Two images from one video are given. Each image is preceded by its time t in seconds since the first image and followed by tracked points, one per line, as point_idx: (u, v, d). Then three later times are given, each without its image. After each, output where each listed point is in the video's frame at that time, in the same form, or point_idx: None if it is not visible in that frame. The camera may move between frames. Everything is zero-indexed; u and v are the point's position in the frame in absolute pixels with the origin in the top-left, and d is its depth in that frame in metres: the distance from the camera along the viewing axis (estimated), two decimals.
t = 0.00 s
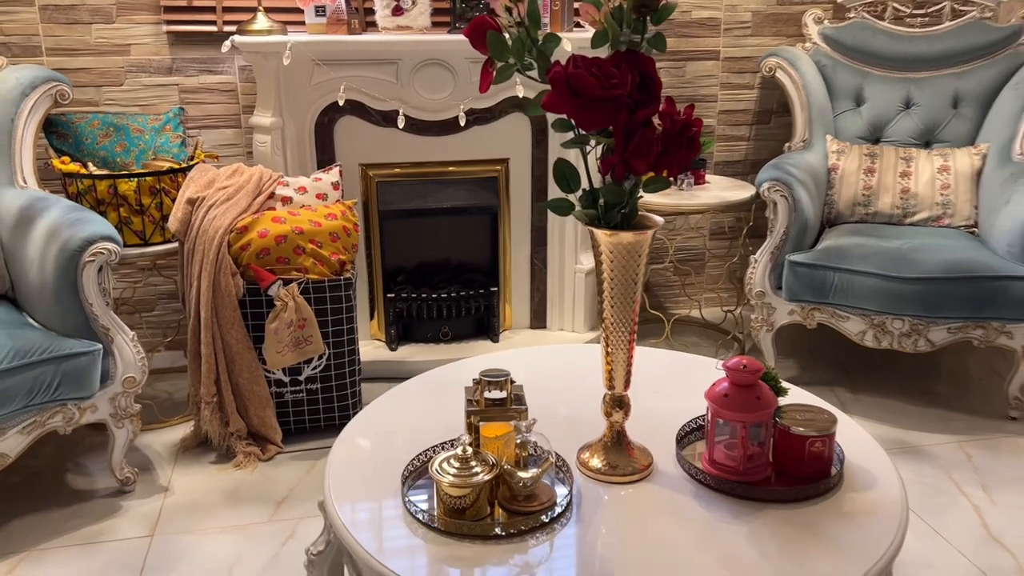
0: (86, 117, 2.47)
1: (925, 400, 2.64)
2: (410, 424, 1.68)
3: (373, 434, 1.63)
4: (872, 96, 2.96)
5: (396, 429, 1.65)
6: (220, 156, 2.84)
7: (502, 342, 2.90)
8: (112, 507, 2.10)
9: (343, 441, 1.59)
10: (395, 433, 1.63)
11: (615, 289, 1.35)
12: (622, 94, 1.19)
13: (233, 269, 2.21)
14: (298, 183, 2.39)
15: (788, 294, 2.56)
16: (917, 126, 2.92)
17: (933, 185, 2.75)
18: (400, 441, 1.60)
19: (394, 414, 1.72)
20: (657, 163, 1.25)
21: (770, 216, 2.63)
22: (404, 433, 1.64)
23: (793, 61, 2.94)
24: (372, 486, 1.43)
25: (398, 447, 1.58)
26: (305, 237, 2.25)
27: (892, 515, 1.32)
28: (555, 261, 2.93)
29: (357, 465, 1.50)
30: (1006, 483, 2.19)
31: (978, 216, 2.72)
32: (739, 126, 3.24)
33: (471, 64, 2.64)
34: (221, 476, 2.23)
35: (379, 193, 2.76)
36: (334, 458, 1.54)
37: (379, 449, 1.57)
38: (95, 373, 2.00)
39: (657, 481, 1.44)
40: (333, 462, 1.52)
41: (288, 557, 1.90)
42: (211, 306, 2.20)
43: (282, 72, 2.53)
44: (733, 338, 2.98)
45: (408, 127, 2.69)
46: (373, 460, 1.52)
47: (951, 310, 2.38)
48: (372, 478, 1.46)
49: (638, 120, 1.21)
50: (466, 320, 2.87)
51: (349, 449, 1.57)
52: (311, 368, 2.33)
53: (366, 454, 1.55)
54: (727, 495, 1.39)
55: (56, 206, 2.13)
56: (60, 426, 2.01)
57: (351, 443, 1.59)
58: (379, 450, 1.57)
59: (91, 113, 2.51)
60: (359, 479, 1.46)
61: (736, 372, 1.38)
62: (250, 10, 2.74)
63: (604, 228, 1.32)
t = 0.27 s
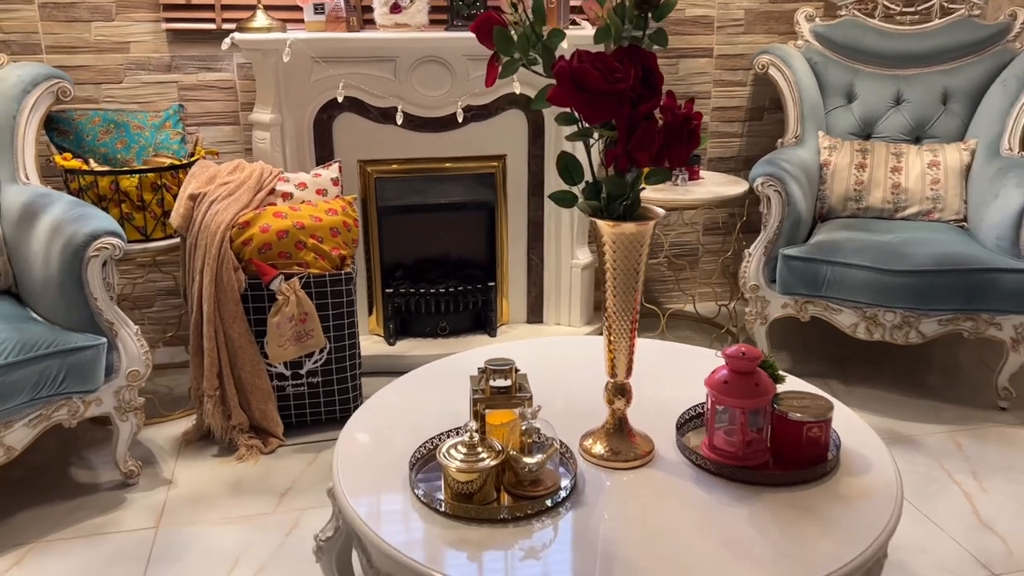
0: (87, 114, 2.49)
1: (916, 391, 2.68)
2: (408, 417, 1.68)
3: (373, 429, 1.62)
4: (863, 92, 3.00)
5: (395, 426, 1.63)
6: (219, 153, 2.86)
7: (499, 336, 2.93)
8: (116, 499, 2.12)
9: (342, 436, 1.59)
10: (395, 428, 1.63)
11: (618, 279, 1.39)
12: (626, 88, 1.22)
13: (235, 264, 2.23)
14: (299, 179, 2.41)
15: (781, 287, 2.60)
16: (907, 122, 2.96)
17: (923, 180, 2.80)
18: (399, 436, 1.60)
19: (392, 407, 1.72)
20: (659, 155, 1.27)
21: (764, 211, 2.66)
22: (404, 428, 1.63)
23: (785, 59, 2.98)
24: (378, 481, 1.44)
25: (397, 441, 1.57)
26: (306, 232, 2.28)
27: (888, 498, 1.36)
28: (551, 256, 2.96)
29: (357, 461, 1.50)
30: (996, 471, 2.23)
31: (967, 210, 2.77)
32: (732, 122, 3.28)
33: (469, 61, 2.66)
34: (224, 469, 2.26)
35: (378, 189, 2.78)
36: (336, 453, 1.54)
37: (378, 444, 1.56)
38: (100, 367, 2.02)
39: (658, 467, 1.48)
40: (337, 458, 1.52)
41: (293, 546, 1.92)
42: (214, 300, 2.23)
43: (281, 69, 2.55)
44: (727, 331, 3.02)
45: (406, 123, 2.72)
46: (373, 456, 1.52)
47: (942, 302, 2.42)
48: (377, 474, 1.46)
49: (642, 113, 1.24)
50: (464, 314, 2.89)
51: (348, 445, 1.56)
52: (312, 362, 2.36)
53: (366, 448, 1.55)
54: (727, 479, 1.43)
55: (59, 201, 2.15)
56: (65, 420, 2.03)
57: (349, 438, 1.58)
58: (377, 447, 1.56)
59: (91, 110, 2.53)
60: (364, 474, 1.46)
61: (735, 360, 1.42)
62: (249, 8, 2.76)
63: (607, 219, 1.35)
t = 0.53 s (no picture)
0: (86, 109, 2.50)
1: (907, 382, 2.72)
2: (407, 411, 1.68)
3: (369, 422, 1.63)
4: (854, 88, 3.04)
5: (393, 421, 1.64)
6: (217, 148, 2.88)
7: (496, 330, 2.96)
8: (119, 490, 2.15)
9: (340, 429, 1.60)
10: (391, 421, 1.64)
11: (617, 267, 1.42)
12: (625, 82, 1.25)
13: (236, 258, 2.26)
14: (298, 174, 2.44)
15: (775, 280, 2.64)
16: (898, 117, 3.00)
17: (914, 175, 2.84)
18: (396, 430, 1.60)
19: (391, 399, 1.74)
20: (657, 147, 1.30)
21: (757, 205, 2.70)
22: (400, 421, 1.64)
23: (778, 55, 3.01)
24: (382, 472, 1.45)
25: (394, 434, 1.58)
26: (306, 226, 2.30)
27: (881, 481, 1.40)
28: (547, 251, 2.99)
29: (357, 453, 1.51)
30: (986, 460, 2.27)
31: (957, 204, 2.81)
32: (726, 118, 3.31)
33: (465, 57, 2.69)
34: (225, 460, 2.28)
35: (375, 184, 2.81)
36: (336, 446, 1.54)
37: (376, 438, 1.57)
38: (102, 359, 2.04)
39: (656, 453, 1.51)
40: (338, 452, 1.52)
41: (295, 536, 1.95)
42: (215, 294, 2.25)
43: (279, 65, 2.57)
44: (721, 325, 3.06)
45: (404, 119, 2.75)
46: (372, 449, 1.53)
47: (932, 294, 2.46)
48: (380, 466, 1.46)
49: (640, 106, 1.27)
50: (461, 308, 2.92)
51: (347, 438, 1.56)
52: (312, 355, 2.38)
53: (365, 441, 1.55)
54: (724, 464, 1.46)
55: (61, 195, 2.16)
56: (68, 412, 2.05)
57: (349, 432, 1.59)
58: (375, 440, 1.56)
59: (91, 106, 2.55)
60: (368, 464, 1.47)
61: (732, 348, 1.45)
62: (247, 5, 2.78)
63: (606, 210, 1.39)
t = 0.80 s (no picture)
0: (84, 105, 2.52)
1: (898, 375, 2.75)
2: (403, 404, 1.70)
3: (365, 416, 1.64)
4: (846, 84, 3.07)
5: (389, 413, 1.66)
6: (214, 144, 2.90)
7: (492, 325, 2.98)
8: (118, 483, 2.16)
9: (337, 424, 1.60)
10: (388, 415, 1.65)
11: (614, 258, 1.44)
12: (622, 76, 1.27)
13: (234, 252, 2.27)
14: (295, 168, 2.45)
15: (767, 274, 2.67)
16: (889, 113, 3.03)
17: (905, 170, 2.87)
18: (392, 423, 1.62)
19: (388, 392, 1.76)
20: (653, 140, 1.32)
21: (750, 200, 2.73)
22: (396, 415, 1.65)
23: (770, 51, 3.04)
24: (382, 465, 1.46)
25: (391, 427, 1.60)
26: (304, 221, 2.32)
27: (872, 468, 1.42)
28: (542, 246, 3.01)
29: (355, 446, 1.52)
30: (975, 450, 2.31)
31: (947, 199, 2.84)
32: (719, 114, 3.34)
33: (461, 53, 2.71)
34: (223, 453, 2.30)
35: (372, 180, 2.83)
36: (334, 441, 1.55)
37: (372, 432, 1.58)
38: (102, 353, 2.05)
39: (652, 441, 1.53)
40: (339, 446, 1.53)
41: (294, 527, 1.97)
42: (213, 288, 2.26)
43: (276, 61, 2.59)
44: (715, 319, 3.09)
45: (400, 115, 2.76)
46: (370, 443, 1.54)
47: (923, 288, 2.50)
48: (380, 459, 1.47)
49: (637, 99, 1.30)
50: (457, 303, 2.92)
51: (345, 433, 1.57)
52: (309, 349, 2.40)
53: (362, 435, 1.56)
54: (718, 452, 1.49)
55: (60, 190, 2.17)
56: (68, 405, 2.06)
57: (346, 426, 1.60)
58: (372, 433, 1.58)
59: (89, 102, 2.56)
60: (368, 456, 1.48)
61: (727, 338, 1.48)
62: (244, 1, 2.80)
63: (603, 202, 1.41)
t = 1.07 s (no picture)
0: (77, 101, 2.50)
1: (892, 372, 2.76)
2: (398, 402, 1.70)
3: (361, 413, 1.64)
4: (841, 82, 3.07)
5: (383, 410, 1.66)
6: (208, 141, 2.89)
7: (487, 322, 2.98)
8: (112, 480, 2.15)
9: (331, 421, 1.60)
10: (383, 413, 1.64)
11: (609, 254, 1.44)
12: (617, 72, 1.27)
13: (228, 249, 2.27)
14: (290, 165, 2.44)
15: (762, 271, 2.67)
16: (884, 110, 3.04)
17: (899, 167, 2.87)
18: (387, 420, 1.62)
19: (382, 390, 1.75)
20: (647, 136, 1.32)
21: (745, 197, 2.73)
22: (393, 413, 1.65)
23: (765, 48, 3.04)
24: (378, 464, 1.45)
25: (386, 424, 1.59)
26: (298, 217, 2.31)
27: (867, 465, 1.43)
28: (538, 243, 3.01)
29: (349, 445, 1.51)
30: (969, 447, 2.31)
31: (942, 196, 2.85)
32: (714, 111, 3.34)
33: (456, 50, 2.70)
34: (218, 451, 2.29)
35: (366, 176, 2.82)
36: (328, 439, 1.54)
37: (367, 429, 1.58)
38: (95, 349, 2.05)
39: (646, 438, 1.53)
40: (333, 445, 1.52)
41: (288, 524, 1.96)
42: (207, 284, 2.25)
43: (270, 57, 2.58)
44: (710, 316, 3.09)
45: (395, 111, 2.76)
46: (365, 440, 1.53)
47: (917, 285, 2.50)
48: (375, 457, 1.47)
49: (631, 95, 1.29)
50: (452, 300, 2.92)
51: (340, 430, 1.57)
52: (304, 346, 2.39)
53: (355, 433, 1.56)
54: (713, 449, 1.49)
55: (53, 186, 2.16)
56: (61, 402, 2.06)
57: (340, 424, 1.59)
58: (367, 430, 1.57)
59: (81, 98, 2.54)
60: (361, 455, 1.47)
61: (721, 334, 1.48)
62: None
63: (598, 198, 1.41)
